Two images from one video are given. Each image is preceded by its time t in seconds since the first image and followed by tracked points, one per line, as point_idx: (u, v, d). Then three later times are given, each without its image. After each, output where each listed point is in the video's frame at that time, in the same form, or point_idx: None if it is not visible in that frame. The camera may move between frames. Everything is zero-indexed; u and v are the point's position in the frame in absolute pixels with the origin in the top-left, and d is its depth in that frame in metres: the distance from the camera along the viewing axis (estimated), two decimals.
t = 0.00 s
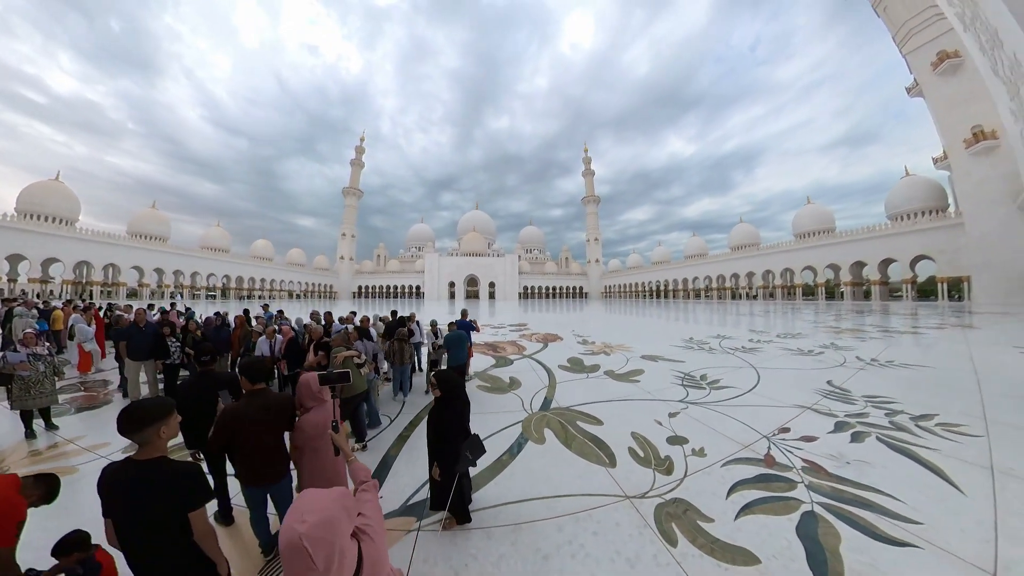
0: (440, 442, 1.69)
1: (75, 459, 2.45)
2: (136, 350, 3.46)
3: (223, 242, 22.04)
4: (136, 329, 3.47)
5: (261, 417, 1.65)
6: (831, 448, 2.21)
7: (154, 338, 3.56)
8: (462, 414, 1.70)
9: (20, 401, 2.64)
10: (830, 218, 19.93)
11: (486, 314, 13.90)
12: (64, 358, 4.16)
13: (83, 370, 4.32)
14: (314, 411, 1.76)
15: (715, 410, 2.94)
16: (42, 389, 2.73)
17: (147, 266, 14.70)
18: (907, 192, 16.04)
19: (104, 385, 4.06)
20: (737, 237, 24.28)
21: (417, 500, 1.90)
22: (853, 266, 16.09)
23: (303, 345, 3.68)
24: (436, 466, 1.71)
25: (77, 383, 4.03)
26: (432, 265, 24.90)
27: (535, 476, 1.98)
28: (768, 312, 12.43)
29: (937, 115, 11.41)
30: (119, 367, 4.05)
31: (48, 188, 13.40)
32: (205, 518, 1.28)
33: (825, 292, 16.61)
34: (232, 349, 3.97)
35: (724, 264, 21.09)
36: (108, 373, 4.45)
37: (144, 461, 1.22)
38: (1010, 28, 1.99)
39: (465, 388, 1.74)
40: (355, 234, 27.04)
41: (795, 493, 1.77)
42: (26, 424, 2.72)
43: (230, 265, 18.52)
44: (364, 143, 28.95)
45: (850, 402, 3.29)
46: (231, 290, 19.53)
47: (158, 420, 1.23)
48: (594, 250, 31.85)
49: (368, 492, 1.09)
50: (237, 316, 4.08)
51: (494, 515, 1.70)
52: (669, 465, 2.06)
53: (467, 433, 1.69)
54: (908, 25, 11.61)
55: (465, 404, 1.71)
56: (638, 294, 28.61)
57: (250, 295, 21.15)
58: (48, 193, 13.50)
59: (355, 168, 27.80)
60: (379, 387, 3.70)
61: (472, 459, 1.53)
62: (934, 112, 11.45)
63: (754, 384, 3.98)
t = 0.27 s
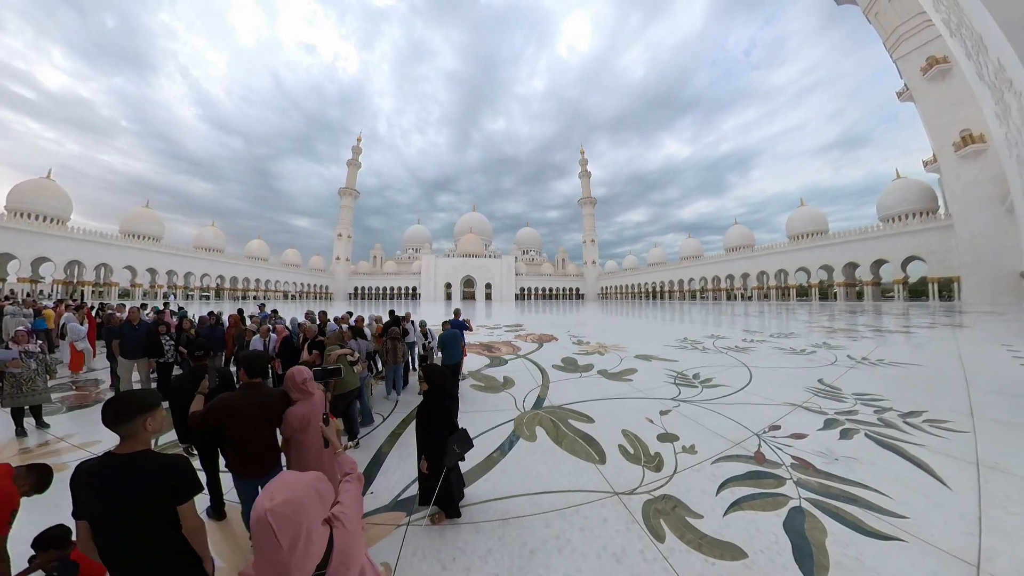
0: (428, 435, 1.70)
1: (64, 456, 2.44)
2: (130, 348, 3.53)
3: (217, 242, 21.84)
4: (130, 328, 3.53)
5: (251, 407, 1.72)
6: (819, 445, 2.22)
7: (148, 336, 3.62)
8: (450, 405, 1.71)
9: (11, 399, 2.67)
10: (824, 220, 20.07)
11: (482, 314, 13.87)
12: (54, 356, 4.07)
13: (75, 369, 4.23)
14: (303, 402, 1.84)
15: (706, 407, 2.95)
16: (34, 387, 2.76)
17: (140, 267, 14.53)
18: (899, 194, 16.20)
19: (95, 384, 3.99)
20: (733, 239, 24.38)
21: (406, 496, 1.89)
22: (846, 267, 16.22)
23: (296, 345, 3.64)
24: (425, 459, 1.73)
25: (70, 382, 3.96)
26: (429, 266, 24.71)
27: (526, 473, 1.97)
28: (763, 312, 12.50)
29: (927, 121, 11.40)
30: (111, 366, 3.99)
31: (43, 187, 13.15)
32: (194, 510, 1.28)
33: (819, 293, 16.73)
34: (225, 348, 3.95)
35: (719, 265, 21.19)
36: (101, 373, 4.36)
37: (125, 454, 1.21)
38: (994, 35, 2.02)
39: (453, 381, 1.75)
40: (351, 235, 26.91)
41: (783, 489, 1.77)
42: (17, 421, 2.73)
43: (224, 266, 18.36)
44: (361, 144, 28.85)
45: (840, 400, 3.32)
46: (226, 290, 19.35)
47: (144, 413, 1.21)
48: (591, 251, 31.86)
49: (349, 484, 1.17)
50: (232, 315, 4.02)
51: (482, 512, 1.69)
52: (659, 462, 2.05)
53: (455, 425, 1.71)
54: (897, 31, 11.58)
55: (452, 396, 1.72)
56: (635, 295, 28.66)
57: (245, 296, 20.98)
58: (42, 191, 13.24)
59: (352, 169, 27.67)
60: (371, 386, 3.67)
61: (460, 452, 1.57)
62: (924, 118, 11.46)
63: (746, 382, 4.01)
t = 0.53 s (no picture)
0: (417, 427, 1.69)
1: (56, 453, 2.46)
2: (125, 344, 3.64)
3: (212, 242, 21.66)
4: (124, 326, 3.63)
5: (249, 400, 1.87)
6: (808, 442, 2.23)
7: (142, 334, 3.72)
8: (439, 397, 1.70)
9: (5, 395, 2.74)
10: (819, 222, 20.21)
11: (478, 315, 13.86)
12: (47, 355, 3.98)
13: (68, 368, 4.13)
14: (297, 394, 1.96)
15: (697, 405, 2.96)
16: (28, 383, 2.84)
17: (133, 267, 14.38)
18: (891, 196, 16.35)
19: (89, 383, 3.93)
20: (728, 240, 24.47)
21: (397, 489, 1.88)
22: (840, 268, 16.35)
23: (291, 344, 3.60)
24: (414, 452, 1.72)
25: (63, 381, 3.87)
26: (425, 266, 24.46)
27: (516, 468, 1.96)
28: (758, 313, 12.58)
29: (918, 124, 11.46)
30: (105, 364, 3.92)
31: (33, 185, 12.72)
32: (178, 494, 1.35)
33: (813, 294, 16.85)
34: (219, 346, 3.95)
35: (715, 267, 21.27)
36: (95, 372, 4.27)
37: (114, 439, 1.29)
38: (980, 40, 2.05)
39: (443, 375, 1.73)
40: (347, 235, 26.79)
41: (770, 484, 1.78)
42: (11, 418, 2.78)
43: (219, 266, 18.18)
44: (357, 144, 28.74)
45: (829, 398, 3.35)
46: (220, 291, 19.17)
47: (132, 400, 1.28)
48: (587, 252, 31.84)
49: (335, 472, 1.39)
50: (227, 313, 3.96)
51: (472, 506, 1.68)
52: (647, 458, 2.05)
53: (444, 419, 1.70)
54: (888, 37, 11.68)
55: (442, 390, 1.71)
56: (631, 296, 28.69)
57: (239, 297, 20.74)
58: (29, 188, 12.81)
59: (349, 169, 27.54)
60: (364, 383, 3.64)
61: (448, 445, 1.57)
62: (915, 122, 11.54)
63: (738, 381, 4.04)
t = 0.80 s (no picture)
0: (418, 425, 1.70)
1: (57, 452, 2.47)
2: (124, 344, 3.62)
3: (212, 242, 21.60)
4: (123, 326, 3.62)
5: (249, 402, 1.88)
6: (808, 441, 2.23)
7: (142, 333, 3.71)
8: (440, 397, 1.71)
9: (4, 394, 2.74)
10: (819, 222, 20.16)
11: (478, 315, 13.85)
12: (48, 355, 4.00)
13: (69, 367, 4.14)
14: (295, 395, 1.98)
15: (697, 405, 2.96)
16: (28, 383, 2.84)
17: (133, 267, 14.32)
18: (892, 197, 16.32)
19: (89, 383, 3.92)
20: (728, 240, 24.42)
21: (397, 489, 1.88)
22: (840, 269, 16.32)
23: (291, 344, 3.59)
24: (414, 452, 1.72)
25: (63, 381, 3.89)
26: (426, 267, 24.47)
27: (516, 468, 1.97)
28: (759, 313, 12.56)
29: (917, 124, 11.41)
30: (106, 363, 3.92)
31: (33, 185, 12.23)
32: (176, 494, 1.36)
33: (813, 294, 16.82)
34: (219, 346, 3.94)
35: (715, 267, 21.22)
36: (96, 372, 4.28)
37: (116, 440, 1.30)
38: (978, 41, 2.06)
39: (442, 376, 1.75)
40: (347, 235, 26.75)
41: (770, 484, 1.78)
42: (11, 418, 2.79)
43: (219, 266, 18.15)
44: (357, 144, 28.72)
45: (829, 397, 3.35)
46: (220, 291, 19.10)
47: (132, 401, 1.30)
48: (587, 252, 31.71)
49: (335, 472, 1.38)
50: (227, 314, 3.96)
51: (472, 506, 1.68)
52: (647, 458, 2.06)
53: (445, 419, 1.72)
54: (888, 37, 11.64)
55: (442, 390, 1.72)
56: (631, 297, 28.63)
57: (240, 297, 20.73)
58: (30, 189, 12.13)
59: (349, 169, 27.50)
60: (364, 383, 3.64)
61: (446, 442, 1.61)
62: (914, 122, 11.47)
63: (738, 381, 4.04)
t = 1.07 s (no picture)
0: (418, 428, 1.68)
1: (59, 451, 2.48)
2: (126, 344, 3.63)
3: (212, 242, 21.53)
4: (124, 327, 3.62)
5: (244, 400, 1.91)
6: (807, 442, 2.23)
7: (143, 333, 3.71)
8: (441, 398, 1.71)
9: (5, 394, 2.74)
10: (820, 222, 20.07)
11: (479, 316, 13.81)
12: (49, 355, 4.01)
13: (69, 367, 4.15)
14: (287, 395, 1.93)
15: (697, 405, 2.97)
16: (30, 383, 2.85)
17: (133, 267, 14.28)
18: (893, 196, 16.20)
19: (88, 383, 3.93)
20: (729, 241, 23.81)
21: (398, 488, 1.89)
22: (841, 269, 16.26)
23: (292, 344, 3.59)
24: (414, 452, 1.71)
25: (65, 380, 3.90)
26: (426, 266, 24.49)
27: (516, 467, 1.97)
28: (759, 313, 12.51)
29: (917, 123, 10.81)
30: (106, 363, 3.93)
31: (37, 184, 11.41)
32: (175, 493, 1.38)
33: (813, 294, 16.77)
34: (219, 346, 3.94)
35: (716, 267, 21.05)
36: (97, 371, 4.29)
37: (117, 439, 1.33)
38: (979, 42, 2.05)
39: (443, 375, 1.74)
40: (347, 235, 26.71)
41: (770, 484, 1.78)
42: (13, 417, 2.80)
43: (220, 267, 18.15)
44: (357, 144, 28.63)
45: (829, 398, 3.35)
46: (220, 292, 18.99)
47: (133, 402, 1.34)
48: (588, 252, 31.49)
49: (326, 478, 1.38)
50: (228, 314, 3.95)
51: (472, 506, 1.69)
52: (647, 458, 2.06)
53: (445, 420, 1.72)
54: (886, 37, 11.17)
55: (442, 389, 1.71)
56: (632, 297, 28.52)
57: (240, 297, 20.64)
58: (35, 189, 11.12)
59: (349, 169, 27.46)
60: (364, 384, 3.64)
61: (447, 443, 1.67)
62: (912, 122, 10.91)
63: (738, 380, 4.03)
